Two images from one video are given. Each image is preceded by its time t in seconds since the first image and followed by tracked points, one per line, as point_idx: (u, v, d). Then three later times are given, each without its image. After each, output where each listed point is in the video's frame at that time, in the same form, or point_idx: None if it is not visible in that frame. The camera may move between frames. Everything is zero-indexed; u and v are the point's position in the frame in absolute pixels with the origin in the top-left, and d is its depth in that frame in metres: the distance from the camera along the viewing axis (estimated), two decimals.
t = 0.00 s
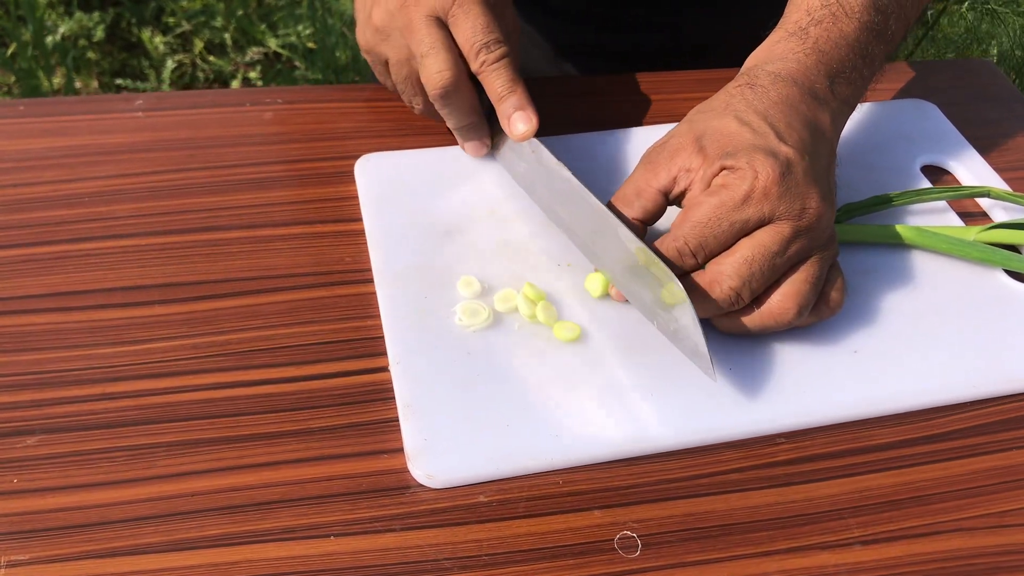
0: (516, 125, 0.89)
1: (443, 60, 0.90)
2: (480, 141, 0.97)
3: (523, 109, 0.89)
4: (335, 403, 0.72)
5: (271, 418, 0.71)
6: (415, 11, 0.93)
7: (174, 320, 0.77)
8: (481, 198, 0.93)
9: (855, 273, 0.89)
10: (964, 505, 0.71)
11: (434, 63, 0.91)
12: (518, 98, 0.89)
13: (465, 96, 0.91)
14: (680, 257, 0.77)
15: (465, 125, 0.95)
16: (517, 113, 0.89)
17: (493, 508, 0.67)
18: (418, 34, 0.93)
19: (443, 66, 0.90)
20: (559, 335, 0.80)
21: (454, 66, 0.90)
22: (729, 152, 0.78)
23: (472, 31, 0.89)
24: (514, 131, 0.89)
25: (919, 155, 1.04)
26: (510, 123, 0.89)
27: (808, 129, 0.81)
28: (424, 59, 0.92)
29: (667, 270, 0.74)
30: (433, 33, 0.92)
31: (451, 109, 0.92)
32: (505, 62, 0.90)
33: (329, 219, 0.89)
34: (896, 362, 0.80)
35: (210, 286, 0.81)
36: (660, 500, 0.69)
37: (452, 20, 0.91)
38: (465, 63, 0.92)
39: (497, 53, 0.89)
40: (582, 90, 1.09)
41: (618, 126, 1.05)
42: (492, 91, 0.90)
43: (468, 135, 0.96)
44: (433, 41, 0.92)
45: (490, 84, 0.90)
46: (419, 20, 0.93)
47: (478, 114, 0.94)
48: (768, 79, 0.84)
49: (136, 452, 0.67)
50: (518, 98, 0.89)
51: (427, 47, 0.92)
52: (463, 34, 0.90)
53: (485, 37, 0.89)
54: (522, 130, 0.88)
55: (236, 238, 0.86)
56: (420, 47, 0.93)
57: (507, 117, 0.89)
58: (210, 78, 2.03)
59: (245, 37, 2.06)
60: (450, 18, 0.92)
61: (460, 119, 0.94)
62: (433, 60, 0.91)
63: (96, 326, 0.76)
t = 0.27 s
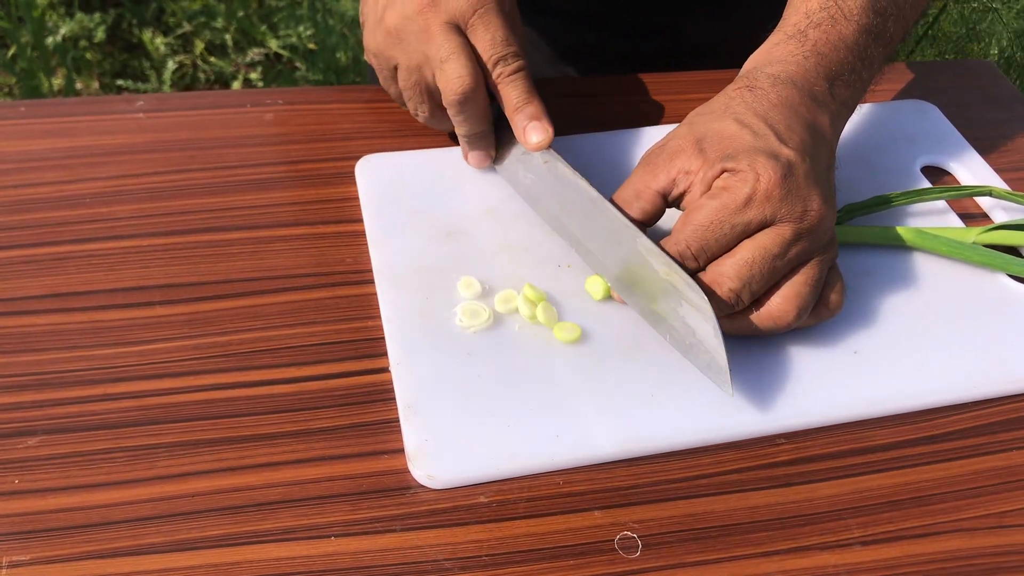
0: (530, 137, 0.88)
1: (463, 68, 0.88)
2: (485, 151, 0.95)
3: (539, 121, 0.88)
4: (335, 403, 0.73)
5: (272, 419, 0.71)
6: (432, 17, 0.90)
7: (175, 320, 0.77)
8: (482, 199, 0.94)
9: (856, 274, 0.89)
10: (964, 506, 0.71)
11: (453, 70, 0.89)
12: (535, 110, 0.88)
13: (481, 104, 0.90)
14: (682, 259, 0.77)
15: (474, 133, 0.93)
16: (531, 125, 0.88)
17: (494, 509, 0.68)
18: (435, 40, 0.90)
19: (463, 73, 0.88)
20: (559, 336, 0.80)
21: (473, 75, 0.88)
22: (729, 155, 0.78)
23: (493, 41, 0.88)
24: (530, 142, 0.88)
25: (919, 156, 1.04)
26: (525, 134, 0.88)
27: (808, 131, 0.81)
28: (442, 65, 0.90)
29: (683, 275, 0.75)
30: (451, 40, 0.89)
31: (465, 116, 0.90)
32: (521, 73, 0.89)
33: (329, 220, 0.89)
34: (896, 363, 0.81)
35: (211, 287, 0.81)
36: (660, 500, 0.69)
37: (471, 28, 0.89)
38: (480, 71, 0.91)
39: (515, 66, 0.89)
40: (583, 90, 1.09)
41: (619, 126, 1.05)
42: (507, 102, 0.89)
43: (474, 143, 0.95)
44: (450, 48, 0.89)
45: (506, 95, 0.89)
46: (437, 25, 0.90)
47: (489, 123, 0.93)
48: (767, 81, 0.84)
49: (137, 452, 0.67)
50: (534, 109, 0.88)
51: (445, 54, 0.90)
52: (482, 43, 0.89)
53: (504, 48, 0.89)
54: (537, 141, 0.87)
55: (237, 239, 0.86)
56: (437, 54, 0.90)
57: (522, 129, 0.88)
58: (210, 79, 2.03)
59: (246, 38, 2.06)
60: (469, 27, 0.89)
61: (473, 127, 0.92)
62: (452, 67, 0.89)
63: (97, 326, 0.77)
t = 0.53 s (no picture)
0: (496, 109, 0.94)
1: (431, 42, 0.95)
2: (458, 119, 1.00)
3: (503, 94, 0.94)
4: (336, 404, 0.73)
5: (273, 419, 0.71)
6: None
7: (177, 321, 0.78)
8: (482, 200, 0.94)
9: (854, 274, 0.90)
10: (961, 505, 0.71)
11: (421, 45, 0.95)
12: (499, 82, 0.95)
13: (449, 77, 0.96)
14: (681, 260, 0.78)
15: (445, 103, 0.99)
16: (495, 97, 0.94)
17: (494, 508, 0.68)
18: (406, 15, 0.97)
19: (431, 47, 0.95)
20: (560, 337, 0.80)
21: (441, 49, 0.95)
22: (729, 157, 0.79)
23: (459, 15, 0.95)
24: (492, 113, 0.94)
25: (918, 157, 1.04)
26: (488, 106, 0.94)
27: (808, 133, 0.81)
28: (412, 40, 0.97)
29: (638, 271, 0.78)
30: (420, 14, 0.97)
31: (436, 88, 0.96)
32: (487, 47, 0.96)
33: (330, 221, 0.90)
34: (895, 363, 0.81)
35: (212, 288, 0.81)
36: (659, 499, 0.69)
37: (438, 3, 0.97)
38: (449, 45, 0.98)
39: (481, 39, 0.96)
40: (582, 92, 1.10)
41: (618, 128, 1.05)
42: (474, 75, 0.96)
43: (447, 112, 1.00)
44: (419, 23, 0.96)
45: (472, 68, 0.96)
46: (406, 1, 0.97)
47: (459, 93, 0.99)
48: (767, 84, 0.85)
49: (139, 453, 0.68)
50: (497, 82, 0.95)
51: (413, 27, 0.96)
52: (449, 16, 0.96)
53: (470, 23, 0.96)
54: (500, 113, 0.93)
55: (238, 240, 0.86)
56: (409, 29, 0.97)
57: (487, 100, 0.94)
58: (211, 81, 2.04)
59: (246, 40, 2.06)
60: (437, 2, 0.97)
61: (444, 99, 0.98)
62: (420, 43, 0.95)
63: (99, 327, 0.77)
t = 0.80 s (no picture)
0: (496, 115, 0.93)
1: (434, 47, 0.95)
2: (454, 125, 1.00)
3: (503, 100, 0.94)
4: (335, 403, 0.73)
5: (272, 418, 0.71)
6: None
7: (177, 321, 0.78)
8: (481, 200, 0.94)
9: (851, 274, 0.90)
10: (958, 503, 0.71)
11: (423, 49, 0.95)
12: (499, 89, 0.95)
13: (450, 83, 0.96)
14: (680, 262, 0.78)
15: (443, 109, 0.99)
16: (496, 103, 0.93)
17: (492, 506, 0.68)
18: (408, 20, 0.98)
19: (432, 53, 0.95)
20: (557, 336, 0.81)
21: (442, 54, 0.95)
22: (725, 156, 0.79)
23: (461, 23, 0.96)
24: (491, 120, 0.93)
25: (915, 157, 1.05)
26: (488, 112, 0.94)
27: (804, 132, 0.82)
28: (414, 44, 0.96)
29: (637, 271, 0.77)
30: (423, 20, 0.97)
31: (435, 93, 0.96)
32: (490, 55, 0.97)
33: (329, 222, 0.90)
34: (892, 362, 0.81)
35: (212, 288, 0.82)
36: (656, 497, 0.69)
37: (443, 11, 0.97)
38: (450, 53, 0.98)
39: (483, 47, 0.96)
40: (580, 93, 1.10)
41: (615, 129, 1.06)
42: (474, 82, 0.96)
43: (445, 118, 1.00)
44: (422, 28, 0.96)
45: (473, 75, 0.96)
46: (411, 6, 0.98)
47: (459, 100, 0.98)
48: (764, 83, 0.85)
49: (138, 452, 0.68)
50: (497, 88, 0.95)
51: (417, 33, 0.96)
52: (452, 24, 0.96)
53: (473, 30, 0.96)
54: (499, 119, 0.92)
55: (238, 240, 0.87)
56: (410, 33, 0.97)
57: (487, 107, 0.93)
58: (211, 83, 2.04)
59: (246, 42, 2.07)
60: (441, 9, 0.98)
61: (443, 103, 0.97)
62: (423, 47, 0.95)
63: (99, 327, 0.77)
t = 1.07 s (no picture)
0: (485, 118, 0.92)
1: (416, 60, 0.94)
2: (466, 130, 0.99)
3: (492, 102, 0.92)
4: (333, 401, 0.73)
5: (271, 417, 0.72)
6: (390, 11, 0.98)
7: (176, 320, 0.78)
8: (479, 200, 0.95)
9: (849, 273, 0.90)
10: (956, 501, 0.71)
11: (407, 63, 0.95)
12: (487, 91, 0.92)
13: (438, 92, 0.95)
14: (674, 252, 0.77)
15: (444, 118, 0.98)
16: (485, 107, 0.91)
17: (490, 505, 0.68)
18: (392, 33, 0.97)
19: (416, 64, 0.94)
20: (556, 335, 0.81)
21: (426, 64, 0.94)
22: (724, 146, 0.79)
23: (440, 26, 0.93)
24: (485, 125, 0.92)
25: (914, 157, 1.05)
26: (480, 116, 0.92)
27: (806, 123, 0.82)
28: (399, 59, 0.96)
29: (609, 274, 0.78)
30: (406, 31, 0.96)
31: (429, 103, 0.96)
32: (474, 54, 0.93)
33: (327, 221, 0.91)
34: (889, 360, 0.81)
35: (210, 287, 0.82)
36: (653, 495, 0.70)
37: (423, 17, 0.96)
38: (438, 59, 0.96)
39: (465, 46, 0.93)
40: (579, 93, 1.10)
41: (614, 129, 1.06)
42: (462, 85, 0.93)
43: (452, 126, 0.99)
44: (406, 41, 0.96)
45: (459, 78, 0.93)
46: (394, 19, 0.97)
47: (455, 106, 0.97)
48: (768, 75, 0.86)
49: (137, 450, 0.68)
50: (485, 90, 0.92)
51: (401, 46, 0.96)
52: (432, 28, 0.94)
53: (452, 31, 0.93)
54: (492, 123, 0.91)
55: (236, 239, 0.87)
56: (395, 48, 0.97)
57: (477, 110, 0.92)
58: (211, 84, 2.05)
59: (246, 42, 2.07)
60: (421, 15, 0.96)
61: (443, 112, 0.97)
62: (407, 60, 0.95)
63: (98, 326, 0.78)
